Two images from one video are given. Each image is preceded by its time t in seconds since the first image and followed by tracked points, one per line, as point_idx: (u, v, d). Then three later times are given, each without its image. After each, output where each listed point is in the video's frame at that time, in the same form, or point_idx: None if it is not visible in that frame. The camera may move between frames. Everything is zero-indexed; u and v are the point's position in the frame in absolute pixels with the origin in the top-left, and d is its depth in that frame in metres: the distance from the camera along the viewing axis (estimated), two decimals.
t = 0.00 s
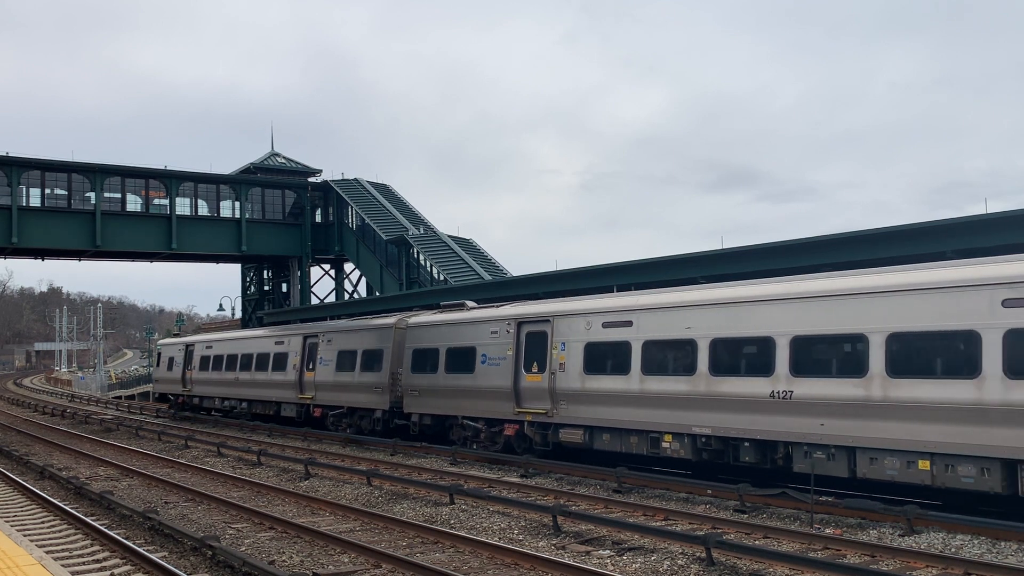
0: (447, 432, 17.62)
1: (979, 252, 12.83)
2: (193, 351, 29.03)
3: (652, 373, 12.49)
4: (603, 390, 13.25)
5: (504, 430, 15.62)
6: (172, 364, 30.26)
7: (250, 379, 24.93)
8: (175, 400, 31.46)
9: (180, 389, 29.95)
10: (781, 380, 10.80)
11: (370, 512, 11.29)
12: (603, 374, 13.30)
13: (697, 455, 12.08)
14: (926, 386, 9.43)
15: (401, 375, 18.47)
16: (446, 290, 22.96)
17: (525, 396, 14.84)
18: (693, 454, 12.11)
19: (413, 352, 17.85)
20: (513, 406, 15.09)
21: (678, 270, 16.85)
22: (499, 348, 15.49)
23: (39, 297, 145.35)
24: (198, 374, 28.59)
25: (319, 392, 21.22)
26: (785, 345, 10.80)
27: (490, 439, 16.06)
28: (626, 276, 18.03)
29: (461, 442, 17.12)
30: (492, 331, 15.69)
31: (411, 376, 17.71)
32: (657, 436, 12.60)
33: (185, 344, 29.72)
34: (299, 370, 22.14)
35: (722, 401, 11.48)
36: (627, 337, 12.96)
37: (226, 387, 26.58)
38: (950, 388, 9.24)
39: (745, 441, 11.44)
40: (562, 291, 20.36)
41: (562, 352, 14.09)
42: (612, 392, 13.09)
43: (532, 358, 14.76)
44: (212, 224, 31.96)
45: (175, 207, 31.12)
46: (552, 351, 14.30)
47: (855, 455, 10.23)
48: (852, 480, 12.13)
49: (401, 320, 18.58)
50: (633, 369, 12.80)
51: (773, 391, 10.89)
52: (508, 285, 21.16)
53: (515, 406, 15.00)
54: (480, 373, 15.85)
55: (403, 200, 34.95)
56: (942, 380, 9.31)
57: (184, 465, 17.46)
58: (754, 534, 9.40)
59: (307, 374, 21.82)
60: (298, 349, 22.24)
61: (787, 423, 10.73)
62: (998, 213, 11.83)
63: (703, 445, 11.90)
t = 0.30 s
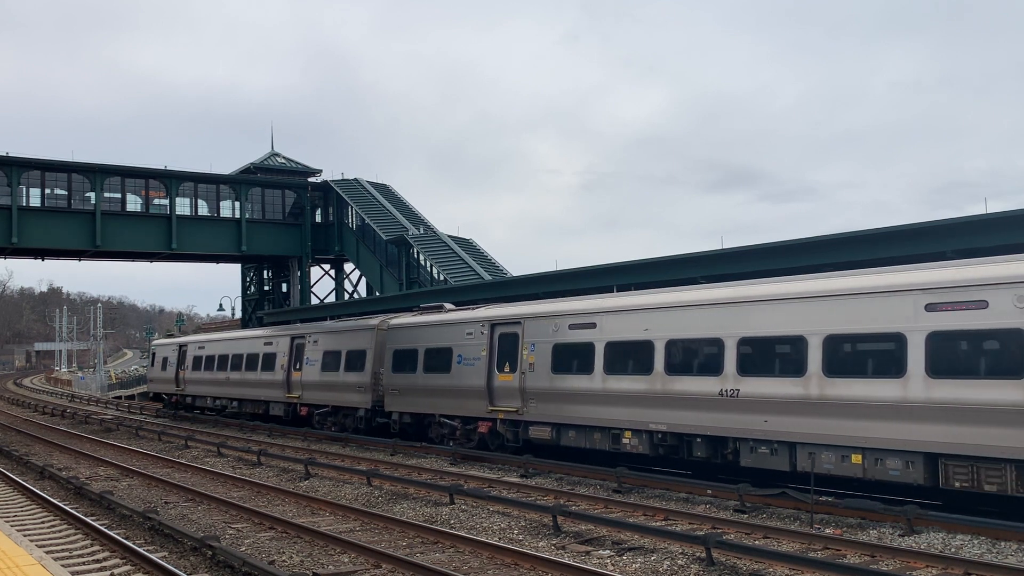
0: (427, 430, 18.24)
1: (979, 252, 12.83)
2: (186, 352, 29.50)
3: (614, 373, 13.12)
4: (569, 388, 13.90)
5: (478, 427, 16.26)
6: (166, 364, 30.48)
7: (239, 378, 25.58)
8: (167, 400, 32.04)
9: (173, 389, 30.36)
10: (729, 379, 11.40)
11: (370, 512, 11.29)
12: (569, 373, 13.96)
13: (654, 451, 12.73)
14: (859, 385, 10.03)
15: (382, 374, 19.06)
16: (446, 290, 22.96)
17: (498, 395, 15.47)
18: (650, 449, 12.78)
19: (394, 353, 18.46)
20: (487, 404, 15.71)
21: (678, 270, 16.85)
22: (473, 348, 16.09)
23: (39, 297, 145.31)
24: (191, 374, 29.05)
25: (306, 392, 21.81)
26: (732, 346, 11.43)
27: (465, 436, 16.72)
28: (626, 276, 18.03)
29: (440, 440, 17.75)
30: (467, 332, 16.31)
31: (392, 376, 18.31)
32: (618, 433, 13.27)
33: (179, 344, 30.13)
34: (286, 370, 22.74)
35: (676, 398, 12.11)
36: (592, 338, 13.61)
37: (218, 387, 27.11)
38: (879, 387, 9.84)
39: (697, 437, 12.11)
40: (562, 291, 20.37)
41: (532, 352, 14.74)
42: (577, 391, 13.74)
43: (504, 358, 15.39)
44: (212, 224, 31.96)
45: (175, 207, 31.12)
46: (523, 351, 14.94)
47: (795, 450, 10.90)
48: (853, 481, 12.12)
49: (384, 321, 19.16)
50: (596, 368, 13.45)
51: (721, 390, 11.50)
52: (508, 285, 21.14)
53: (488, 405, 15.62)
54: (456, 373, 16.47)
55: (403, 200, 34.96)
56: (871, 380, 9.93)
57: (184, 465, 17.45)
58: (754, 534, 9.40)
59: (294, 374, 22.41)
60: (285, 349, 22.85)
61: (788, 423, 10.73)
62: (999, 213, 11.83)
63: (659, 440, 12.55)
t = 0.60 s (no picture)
0: (406, 428, 18.91)
1: (979, 252, 12.83)
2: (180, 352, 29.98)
3: (576, 372, 13.78)
4: (535, 387, 14.56)
5: (453, 425, 16.95)
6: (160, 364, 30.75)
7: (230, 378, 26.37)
8: (160, 400, 32.43)
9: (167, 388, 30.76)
10: (679, 378, 12.06)
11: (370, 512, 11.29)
12: (535, 373, 14.62)
13: (612, 445, 13.46)
14: (790, 384, 10.71)
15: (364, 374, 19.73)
16: (445, 290, 22.97)
17: (471, 394, 16.10)
18: (609, 444, 13.51)
19: (375, 353, 19.11)
20: (460, 403, 16.35)
21: (678, 270, 16.86)
22: (449, 349, 16.72)
23: (39, 297, 145.29)
24: (185, 374, 29.50)
25: (292, 391, 22.51)
26: (682, 348, 12.07)
27: (441, 433, 17.41)
28: (627, 276, 18.03)
29: (419, 437, 18.41)
30: (443, 334, 16.95)
31: (373, 375, 18.96)
32: (580, 429, 13.97)
33: (172, 345, 30.53)
34: (274, 369, 23.43)
35: (632, 396, 12.78)
36: (557, 339, 14.27)
37: (210, 386, 27.65)
38: (815, 386, 10.45)
39: (651, 433, 12.78)
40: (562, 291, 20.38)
41: (502, 353, 15.37)
42: (542, 389, 14.40)
43: (477, 359, 16.02)
44: (212, 224, 31.96)
45: (175, 207, 31.13)
46: (494, 352, 15.56)
47: (738, 446, 11.53)
48: (853, 480, 12.11)
49: (366, 322, 19.82)
50: (560, 368, 14.11)
51: (672, 388, 12.17)
52: (508, 285, 21.15)
53: (462, 403, 16.24)
54: (432, 372, 17.10)
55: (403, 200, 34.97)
56: (807, 379, 10.54)
57: (184, 465, 17.46)
58: (754, 534, 9.40)
59: (281, 373, 23.10)
60: (273, 349, 23.54)
61: (788, 423, 10.73)
62: (998, 213, 11.84)
63: (617, 436, 13.32)
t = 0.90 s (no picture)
0: (384, 425, 19.63)
1: (979, 252, 12.85)
2: (174, 352, 30.68)
3: (540, 371, 14.52)
4: (504, 386, 15.26)
5: (428, 422, 17.65)
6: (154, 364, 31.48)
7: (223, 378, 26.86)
8: (155, 398, 32.96)
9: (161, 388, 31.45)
10: (632, 377, 12.82)
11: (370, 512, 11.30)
12: (503, 372, 15.34)
13: (571, 441, 14.21)
14: (730, 383, 11.42)
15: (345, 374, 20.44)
16: (445, 290, 22.97)
17: (445, 393, 16.76)
18: (569, 440, 14.23)
19: (356, 354, 19.78)
20: (435, 401, 17.03)
21: (679, 270, 16.85)
22: (425, 350, 17.38)
23: (39, 296, 145.28)
24: (178, 374, 30.22)
25: (278, 390, 23.30)
26: (635, 348, 12.81)
27: (417, 431, 18.09)
28: (628, 276, 18.01)
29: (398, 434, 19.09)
30: (420, 335, 17.59)
31: (353, 375, 19.64)
32: (543, 425, 14.69)
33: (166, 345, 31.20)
34: (262, 369, 24.23)
35: (591, 394, 13.52)
36: (523, 340, 14.97)
37: (201, 386, 28.40)
38: (752, 385, 11.16)
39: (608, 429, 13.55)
40: (561, 291, 20.39)
41: (473, 353, 16.06)
42: (509, 388, 15.13)
43: (450, 359, 16.69)
44: (212, 224, 31.97)
45: (175, 207, 31.14)
46: (466, 352, 16.25)
47: (685, 440, 12.28)
48: (853, 481, 12.12)
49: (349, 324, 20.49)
50: (526, 368, 14.83)
51: (626, 387, 12.91)
52: (508, 285, 21.15)
53: (436, 402, 16.92)
54: (409, 372, 17.77)
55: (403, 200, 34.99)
56: (746, 378, 11.25)
57: (185, 465, 17.45)
58: (754, 534, 9.41)
59: (268, 373, 23.90)
60: (261, 350, 24.33)
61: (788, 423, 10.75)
62: (998, 212, 11.85)
63: (577, 432, 14.03)
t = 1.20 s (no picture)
0: (363, 422, 20.65)
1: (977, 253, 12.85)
2: (165, 352, 31.90)
3: (506, 371, 15.42)
4: (473, 385, 16.14)
5: (402, 419, 18.62)
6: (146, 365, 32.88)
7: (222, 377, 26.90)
8: (148, 398, 33.98)
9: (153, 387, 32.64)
10: (588, 376, 13.73)
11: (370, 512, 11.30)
12: (472, 372, 16.24)
13: (535, 438, 15.06)
14: (672, 382, 12.31)
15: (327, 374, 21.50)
16: (445, 290, 22.98)
17: (417, 391, 17.72)
18: (532, 436, 15.13)
19: (336, 354, 20.80)
20: (408, 400, 17.99)
21: (679, 270, 16.86)
22: (400, 351, 18.36)
23: (39, 296, 145.32)
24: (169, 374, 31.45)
25: (264, 389, 24.37)
26: (591, 349, 13.72)
27: (393, 428, 19.04)
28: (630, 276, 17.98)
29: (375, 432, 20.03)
30: (396, 337, 18.54)
31: (334, 375, 20.68)
32: (509, 423, 15.59)
33: (159, 346, 32.53)
34: (248, 369, 25.28)
35: (551, 393, 14.43)
36: (491, 342, 15.88)
37: (191, 384, 29.59)
38: (691, 383, 12.03)
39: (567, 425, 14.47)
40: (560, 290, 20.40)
41: (445, 354, 16.97)
42: (477, 387, 16.03)
43: (423, 360, 17.64)
44: (212, 224, 31.96)
45: (175, 207, 31.14)
46: (439, 354, 17.15)
47: (634, 436, 13.22)
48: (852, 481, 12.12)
49: (330, 326, 21.53)
50: (493, 368, 15.75)
51: (583, 385, 13.83)
52: (508, 285, 21.15)
53: (409, 400, 17.89)
54: (384, 372, 18.75)
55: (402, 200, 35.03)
56: (687, 376, 12.13)
57: (184, 465, 17.46)
58: (754, 534, 9.41)
59: (254, 373, 24.96)
60: (247, 351, 25.36)
61: (796, 424, 10.73)
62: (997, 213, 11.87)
63: (539, 428, 14.94)
